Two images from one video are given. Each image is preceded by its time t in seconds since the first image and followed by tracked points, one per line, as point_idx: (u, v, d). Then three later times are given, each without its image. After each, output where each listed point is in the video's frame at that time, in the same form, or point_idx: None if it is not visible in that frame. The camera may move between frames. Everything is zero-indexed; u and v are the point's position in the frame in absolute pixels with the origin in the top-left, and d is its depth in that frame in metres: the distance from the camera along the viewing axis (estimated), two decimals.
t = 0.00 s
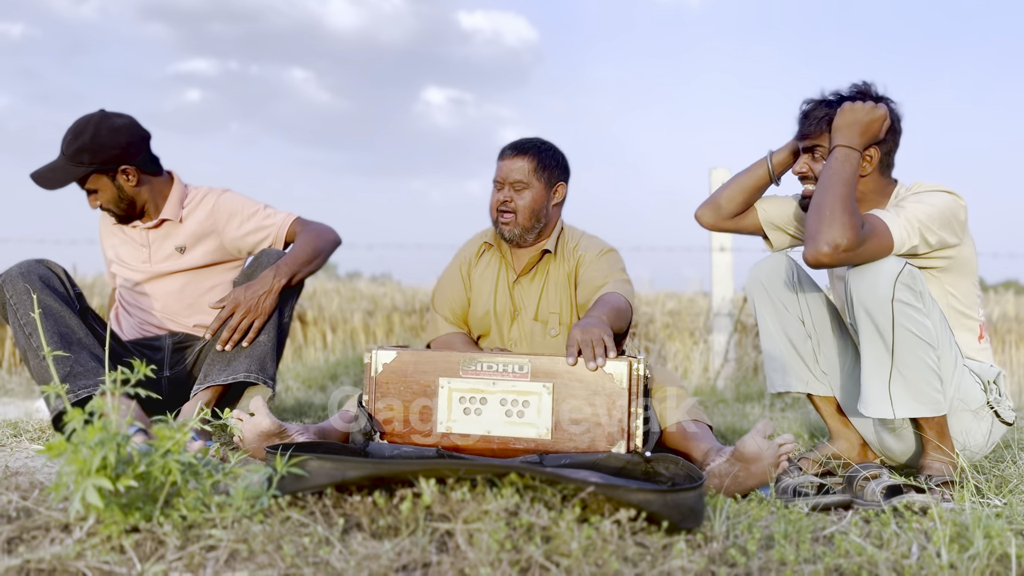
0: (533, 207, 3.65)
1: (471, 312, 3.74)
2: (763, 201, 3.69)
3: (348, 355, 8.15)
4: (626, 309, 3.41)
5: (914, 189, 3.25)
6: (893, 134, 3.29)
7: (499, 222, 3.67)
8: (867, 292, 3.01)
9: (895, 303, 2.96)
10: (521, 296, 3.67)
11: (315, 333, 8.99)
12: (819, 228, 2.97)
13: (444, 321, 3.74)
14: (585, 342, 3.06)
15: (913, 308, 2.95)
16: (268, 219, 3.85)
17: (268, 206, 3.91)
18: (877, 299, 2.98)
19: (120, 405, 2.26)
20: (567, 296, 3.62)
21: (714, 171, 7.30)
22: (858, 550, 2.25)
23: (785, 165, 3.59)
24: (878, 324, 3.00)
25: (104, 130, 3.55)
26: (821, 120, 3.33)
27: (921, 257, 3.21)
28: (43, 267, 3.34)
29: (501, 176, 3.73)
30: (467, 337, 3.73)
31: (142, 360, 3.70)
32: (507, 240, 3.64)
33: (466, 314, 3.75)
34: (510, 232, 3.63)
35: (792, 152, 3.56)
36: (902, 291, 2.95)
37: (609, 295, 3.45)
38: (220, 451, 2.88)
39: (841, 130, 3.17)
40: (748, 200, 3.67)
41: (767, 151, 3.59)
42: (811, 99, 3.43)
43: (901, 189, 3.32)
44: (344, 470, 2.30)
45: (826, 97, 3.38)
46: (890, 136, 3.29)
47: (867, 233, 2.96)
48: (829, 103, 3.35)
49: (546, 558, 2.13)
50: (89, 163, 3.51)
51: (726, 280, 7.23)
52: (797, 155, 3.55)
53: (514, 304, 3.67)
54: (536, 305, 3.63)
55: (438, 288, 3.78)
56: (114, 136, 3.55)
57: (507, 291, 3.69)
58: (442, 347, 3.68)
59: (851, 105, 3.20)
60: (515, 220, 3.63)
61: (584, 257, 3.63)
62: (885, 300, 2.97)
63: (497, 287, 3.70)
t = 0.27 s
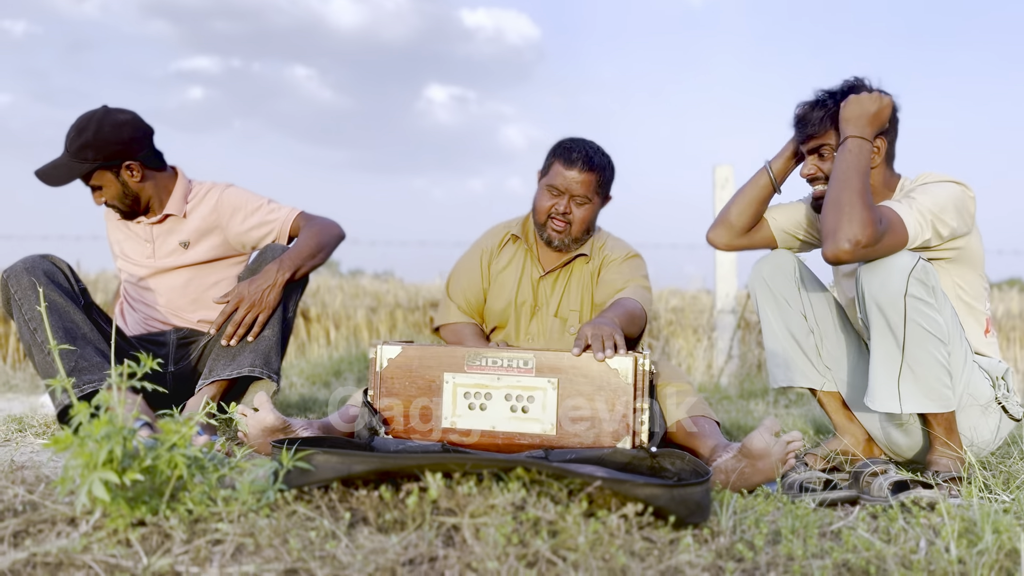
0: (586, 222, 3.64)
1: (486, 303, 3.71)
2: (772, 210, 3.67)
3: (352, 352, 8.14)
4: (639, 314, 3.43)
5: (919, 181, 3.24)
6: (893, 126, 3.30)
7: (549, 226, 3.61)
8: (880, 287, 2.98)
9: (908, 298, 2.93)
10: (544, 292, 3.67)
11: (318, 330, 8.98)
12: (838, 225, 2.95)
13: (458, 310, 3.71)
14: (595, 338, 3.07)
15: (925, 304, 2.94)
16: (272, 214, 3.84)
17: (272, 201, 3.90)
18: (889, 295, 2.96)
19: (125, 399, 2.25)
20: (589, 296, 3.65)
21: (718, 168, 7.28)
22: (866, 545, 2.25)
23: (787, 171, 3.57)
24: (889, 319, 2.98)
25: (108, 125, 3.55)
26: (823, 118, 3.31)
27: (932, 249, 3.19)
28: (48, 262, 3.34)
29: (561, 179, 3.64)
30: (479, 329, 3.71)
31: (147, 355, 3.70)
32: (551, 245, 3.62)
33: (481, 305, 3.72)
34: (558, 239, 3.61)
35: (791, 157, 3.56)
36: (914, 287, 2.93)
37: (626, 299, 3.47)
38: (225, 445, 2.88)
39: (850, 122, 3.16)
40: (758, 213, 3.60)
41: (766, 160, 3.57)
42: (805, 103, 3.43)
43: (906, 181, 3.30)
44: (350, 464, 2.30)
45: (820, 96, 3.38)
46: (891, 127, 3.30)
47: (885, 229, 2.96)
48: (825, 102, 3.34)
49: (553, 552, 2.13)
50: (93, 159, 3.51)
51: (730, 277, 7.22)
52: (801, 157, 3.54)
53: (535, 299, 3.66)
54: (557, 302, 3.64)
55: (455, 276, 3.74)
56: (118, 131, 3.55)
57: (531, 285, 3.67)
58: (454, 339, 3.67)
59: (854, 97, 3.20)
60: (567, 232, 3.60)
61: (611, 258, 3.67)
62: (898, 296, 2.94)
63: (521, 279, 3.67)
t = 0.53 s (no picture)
0: (606, 227, 3.62)
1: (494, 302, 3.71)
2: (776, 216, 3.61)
3: (354, 349, 8.14)
4: (649, 313, 3.43)
5: (923, 175, 3.24)
6: (887, 122, 3.30)
7: (568, 233, 3.59)
8: (891, 282, 2.97)
9: (920, 295, 2.92)
10: (555, 292, 3.67)
11: (321, 328, 8.99)
12: (847, 223, 2.94)
13: (463, 307, 3.69)
14: (601, 334, 3.06)
15: (937, 301, 2.92)
16: (275, 211, 3.83)
17: (275, 198, 3.89)
18: (900, 290, 2.95)
19: (128, 395, 2.25)
20: (600, 296, 3.66)
21: (720, 165, 7.27)
22: (870, 542, 2.24)
23: (786, 176, 3.56)
24: (900, 315, 2.97)
25: (112, 122, 3.54)
26: (817, 126, 3.30)
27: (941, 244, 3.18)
28: (50, 258, 3.33)
29: (578, 186, 3.59)
30: (485, 326, 3.70)
31: (150, 351, 3.70)
32: (573, 251, 3.61)
33: (488, 303, 3.71)
34: (580, 246, 3.60)
35: (789, 164, 3.53)
36: (927, 283, 2.91)
37: (635, 298, 3.47)
38: (228, 442, 2.88)
39: (839, 128, 3.16)
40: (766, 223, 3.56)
41: (766, 168, 3.55)
42: (796, 111, 3.42)
43: (907, 176, 3.30)
44: (353, 461, 2.30)
45: (812, 101, 3.37)
46: (886, 125, 3.29)
47: (894, 220, 2.95)
48: (816, 106, 3.33)
49: (556, 548, 2.13)
50: (98, 156, 3.50)
51: (733, 275, 7.22)
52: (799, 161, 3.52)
53: (547, 299, 3.66)
54: (568, 302, 3.65)
55: (461, 271, 3.72)
56: (121, 128, 3.54)
57: (543, 285, 3.67)
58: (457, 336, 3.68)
59: (840, 101, 3.20)
60: (587, 239, 3.59)
61: (622, 258, 3.66)
62: (908, 292, 2.93)
63: (533, 280, 3.67)
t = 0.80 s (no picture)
0: (580, 214, 3.64)
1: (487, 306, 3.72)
2: (771, 217, 3.61)
3: (356, 348, 8.15)
4: (643, 308, 3.42)
5: (925, 175, 3.25)
6: (886, 121, 3.30)
7: (545, 226, 3.61)
8: (897, 281, 2.97)
9: (926, 293, 2.92)
10: (542, 291, 3.66)
11: (323, 326, 9.00)
12: (859, 220, 2.94)
13: (457, 314, 3.71)
14: (601, 332, 3.06)
15: (944, 300, 2.92)
16: (279, 211, 3.84)
17: (278, 198, 3.90)
18: (907, 289, 2.95)
19: (133, 394, 2.25)
20: (587, 291, 3.64)
21: (722, 164, 7.27)
22: (872, 541, 2.25)
23: (781, 179, 3.55)
24: (906, 315, 2.97)
25: (116, 123, 3.55)
26: (817, 126, 3.30)
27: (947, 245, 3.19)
28: (54, 257, 3.34)
29: (546, 178, 3.63)
30: (479, 330, 3.71)
31: (153, 350, 3.70)
32: (552, 244, 3.62)
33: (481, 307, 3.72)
34: (558, 237, 3.61)
35: (785, 165, 3.52)
36: (934, 282, 2.91)
37: (628, 294, 3.46)
38: (232, 440, 2.88)
39: (840, 127, 3.17)
40: (760, 226, 3.56)
41: (760, 171, 3.55)
42: (795, 111, 3.43)
43: (908, 178, 3.30)
44: (356, 459, 2.30)
45: (809, 103, 3.38)
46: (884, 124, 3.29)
47: (905, 217, 2.95)
48: (814, 108, 3.33)
49: (559, 547, 2.14)
50: (102, 157, 3.52)
51: (735, 274, 7.22)
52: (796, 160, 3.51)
53: (534, 299, 3.66)
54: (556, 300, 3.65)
55: (454, 279, 3.75)
56: (125, 129, 3.55)
57: (529, 285, 3.67)
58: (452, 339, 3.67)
59: (836, 101, 3.22)
60: (564, 228, 3.61)
61: (605, 251, 3.65)
62: (915, 291, 2.93)
63: (519, 281, 3.68)
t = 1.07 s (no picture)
0: (587, 204, 3.69)
1: (485, 304, 3.71)
2: (773, 217, 3.60)
3: (358, 347, 8.15)
4: (640, 303, 3.41)
5: (930, 172, 3.24)
6: (883, 115, 3.29)
7: (555, 216, 3.63)
8: (913, 277, 2.96)
9: (942, 291, 2.92)
10: (539, 287, 3.66)
11: (324, 325, 9.00)
12: (877, 217, 2.93)
13: (456, 314, 3.71)
14: (602, 330, 3.07)
15: (958, 298, 2.92)
16: (280, 210, 3.84)
17: (280, 197, 3.90)
18: (923, 287, 2.94)
19: (136, 392, 2.26)
20: (582, 286, 3.64)
21: (724, 163, 7.26)
22: (876, 539, 2.24)
23: (783, 178, 3.54)
24: (920, 312, 2.96)
25: (118, 123, 3.55)
26: (815, 132, 3.27)
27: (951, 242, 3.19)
28: (57, 256, 3.34)
29: (554, 168, 3.68)
30: (478, 330, 3.71)
31: (156, 349, 3.70)
32: (560, 234, 3.65)
33: (479, 305, 3.72)
34: (567, 227, 3.64)
35: (784, 166, 3.52)
36: (950, 280, 2.91)
37: (624, 288, 3.45)
38: (236, 439, 2.88)
39: (835, 134, 3.18)
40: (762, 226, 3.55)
41: (761, 172, 3.54)
42: (790, 116, 3.40)
43: (913, 172, 3.30)
44: (359, 458, 2.30)
45: (802, 106, 3.36)
46: (881, 118, 3.29)
47: (920, 212, 2.95)
48: (808, 112, 3.31)
49: (563, 545, 2.13)
50: (104, 158, 3.52)
51: (736, 273, 7.22)
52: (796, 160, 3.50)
53: (531, 295, 3.65)
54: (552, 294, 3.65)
55: (449, 280, 3.74)
56: (127, 129, 3.55)
57: (527, 282, 3.67)
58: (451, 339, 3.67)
59: (829, 106, 3.21)
60: (573, 218, 3.65)
61: (597, 245, 3.65)
62: (931, 288, 2.93)
63: (516, 278, 3.68)
